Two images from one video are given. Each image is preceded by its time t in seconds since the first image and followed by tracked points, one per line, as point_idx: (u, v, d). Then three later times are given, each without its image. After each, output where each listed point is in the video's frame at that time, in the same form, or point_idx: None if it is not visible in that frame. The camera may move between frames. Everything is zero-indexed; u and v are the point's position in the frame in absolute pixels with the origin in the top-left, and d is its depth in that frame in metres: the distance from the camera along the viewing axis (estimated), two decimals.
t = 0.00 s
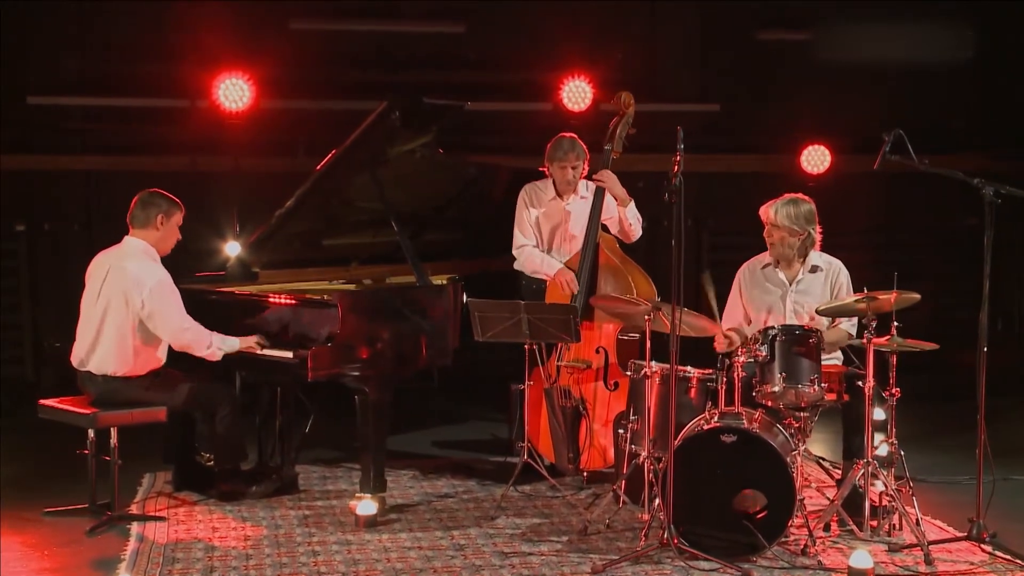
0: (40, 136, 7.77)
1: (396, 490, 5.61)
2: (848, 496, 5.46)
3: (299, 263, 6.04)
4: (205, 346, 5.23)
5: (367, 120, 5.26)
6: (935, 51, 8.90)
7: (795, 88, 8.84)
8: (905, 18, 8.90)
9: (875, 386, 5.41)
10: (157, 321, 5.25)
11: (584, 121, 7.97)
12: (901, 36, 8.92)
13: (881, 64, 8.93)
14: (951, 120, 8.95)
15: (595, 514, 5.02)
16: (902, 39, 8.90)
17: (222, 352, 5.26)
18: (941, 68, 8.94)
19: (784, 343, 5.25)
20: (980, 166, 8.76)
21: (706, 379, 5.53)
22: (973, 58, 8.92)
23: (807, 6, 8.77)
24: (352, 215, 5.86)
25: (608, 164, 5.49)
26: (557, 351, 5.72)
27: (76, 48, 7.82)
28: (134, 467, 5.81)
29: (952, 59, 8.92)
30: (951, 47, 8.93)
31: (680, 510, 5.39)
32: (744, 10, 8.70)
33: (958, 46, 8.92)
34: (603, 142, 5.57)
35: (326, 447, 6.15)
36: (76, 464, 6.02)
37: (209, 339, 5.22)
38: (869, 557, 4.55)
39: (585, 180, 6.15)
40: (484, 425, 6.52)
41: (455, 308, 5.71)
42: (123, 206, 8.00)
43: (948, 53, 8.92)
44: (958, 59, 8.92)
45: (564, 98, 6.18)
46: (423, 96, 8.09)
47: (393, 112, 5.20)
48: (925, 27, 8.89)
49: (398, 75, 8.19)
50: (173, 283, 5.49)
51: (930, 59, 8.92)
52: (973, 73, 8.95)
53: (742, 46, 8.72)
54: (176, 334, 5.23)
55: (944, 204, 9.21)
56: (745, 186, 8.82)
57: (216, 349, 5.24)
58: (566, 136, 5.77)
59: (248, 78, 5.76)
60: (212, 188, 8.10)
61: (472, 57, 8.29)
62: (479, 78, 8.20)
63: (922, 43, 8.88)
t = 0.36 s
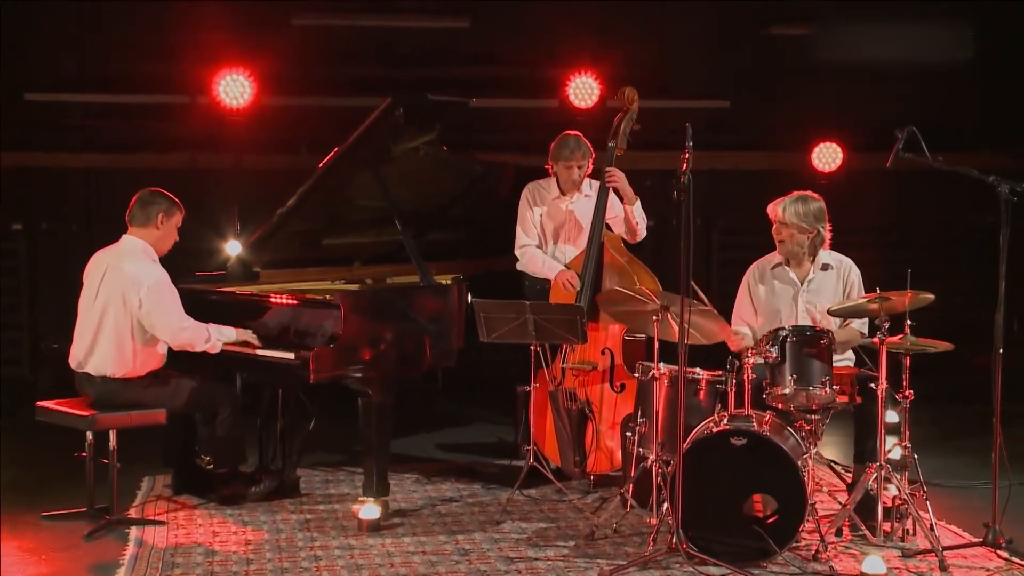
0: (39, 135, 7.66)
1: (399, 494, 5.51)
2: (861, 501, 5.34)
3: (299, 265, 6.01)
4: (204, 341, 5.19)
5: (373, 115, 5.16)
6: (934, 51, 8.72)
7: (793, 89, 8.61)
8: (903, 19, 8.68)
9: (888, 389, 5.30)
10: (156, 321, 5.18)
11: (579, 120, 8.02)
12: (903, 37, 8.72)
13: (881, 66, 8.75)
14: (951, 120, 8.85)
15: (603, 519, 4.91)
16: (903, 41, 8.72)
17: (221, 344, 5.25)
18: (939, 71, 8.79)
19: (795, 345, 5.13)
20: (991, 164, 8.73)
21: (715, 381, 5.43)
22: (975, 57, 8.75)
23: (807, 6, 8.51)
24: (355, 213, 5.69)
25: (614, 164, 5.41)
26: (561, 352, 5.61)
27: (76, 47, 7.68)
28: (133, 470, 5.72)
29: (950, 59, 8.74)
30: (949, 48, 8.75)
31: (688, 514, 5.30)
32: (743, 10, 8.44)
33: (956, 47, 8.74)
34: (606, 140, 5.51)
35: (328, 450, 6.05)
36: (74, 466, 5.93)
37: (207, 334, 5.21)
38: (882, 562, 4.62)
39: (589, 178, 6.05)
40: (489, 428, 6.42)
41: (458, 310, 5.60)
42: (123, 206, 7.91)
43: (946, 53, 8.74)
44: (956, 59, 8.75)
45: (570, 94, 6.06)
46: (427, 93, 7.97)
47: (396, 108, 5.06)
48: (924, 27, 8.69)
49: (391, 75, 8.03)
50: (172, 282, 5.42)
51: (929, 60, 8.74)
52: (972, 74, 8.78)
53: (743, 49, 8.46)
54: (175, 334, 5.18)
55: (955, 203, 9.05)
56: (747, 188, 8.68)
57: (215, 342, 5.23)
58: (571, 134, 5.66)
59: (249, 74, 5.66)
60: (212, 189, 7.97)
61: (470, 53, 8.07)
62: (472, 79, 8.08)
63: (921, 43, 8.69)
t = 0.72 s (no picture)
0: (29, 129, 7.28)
1: (401, 501, 5.34)
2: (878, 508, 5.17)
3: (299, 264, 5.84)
4: (198, 342, 5.03)
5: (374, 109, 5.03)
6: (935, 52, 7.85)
7: (792, 90, 7.88)
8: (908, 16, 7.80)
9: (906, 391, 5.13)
10: (150, 321, 5.02)
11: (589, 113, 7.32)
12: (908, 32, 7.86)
13: (881, 68, 7.94)
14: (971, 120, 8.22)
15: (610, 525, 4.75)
16: (913, 39, 7.86)
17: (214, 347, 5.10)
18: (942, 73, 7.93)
19: (809, 347, 4.98)
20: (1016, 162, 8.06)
21: (727, 385, 5.27)
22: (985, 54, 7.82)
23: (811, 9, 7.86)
24: (355, 211, 5.53)
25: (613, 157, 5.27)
26: (565, 355, 5.44)
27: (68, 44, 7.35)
28: (126, 476, 5.55)
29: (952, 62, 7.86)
30: (950, 46, 7.87)
31: (699, 521, 5.13)
32: (740, 8, 7.70)
33: (957, 45, 7.86)
34: (607, 136, 5.30)
35: (327, 455, 5.88)
36: (66, 473, 5.75)
37: (202, 336, 5.05)
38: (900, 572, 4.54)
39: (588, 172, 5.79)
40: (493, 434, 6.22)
41: (464, 311, 5.39)
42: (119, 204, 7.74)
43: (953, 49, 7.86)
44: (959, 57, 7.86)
45: (577, 88, 5.91)
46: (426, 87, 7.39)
47: (398, 103, 4.94)
48: (926, 26, 7.82)
49: (355, 79, 7.44)
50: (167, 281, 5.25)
51: (928, 61, 7.88)
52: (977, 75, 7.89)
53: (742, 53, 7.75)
54: (170, 333, 4.99)
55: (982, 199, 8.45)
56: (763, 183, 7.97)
57: (208, 344, 5.08)
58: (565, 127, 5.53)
59: (246, 67, 5.50)
60: (206, 184, 7.51)
61: (480, 48, 7.49)
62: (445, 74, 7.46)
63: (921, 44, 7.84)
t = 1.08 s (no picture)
0: (25, 126, 7.18)
1: (404, 509, 5.15)
2: (901, 517, 4.95)
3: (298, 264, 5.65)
4: (189, 345, 4.85)
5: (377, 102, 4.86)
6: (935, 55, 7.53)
7: (796, 92, 7.53)
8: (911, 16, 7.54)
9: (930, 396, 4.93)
10: (143, 321, 4.84)
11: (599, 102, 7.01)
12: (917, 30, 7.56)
13: (882, 69, 7.59)
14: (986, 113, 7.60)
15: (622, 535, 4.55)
16: (913, 38, 7.55)
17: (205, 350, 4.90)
18: (940, 76, 7.57)
19: (829, 349, 4.80)
20: None
21: (743, 388, 5.07)
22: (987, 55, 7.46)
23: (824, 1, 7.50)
24: (356, 209, 5.34)
25: (615, 152, 4.99)
26: (571, 358, 5.19)
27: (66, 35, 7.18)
28: (120, 482, 5.36)
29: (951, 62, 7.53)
30: (948, 50, 7.54)
31: (714, 531, 4.95)
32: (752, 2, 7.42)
33: (953, 46, 7.52)
34: (609, 131, 5.03)
35: (328, 461, 5.69)
36: (58, 480, 5.56)
37: (193, 337, 4.86)
38: None
39: (589, 168, 5.56)
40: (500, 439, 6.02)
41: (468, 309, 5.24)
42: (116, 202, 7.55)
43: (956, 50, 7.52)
44: (957, 60, 7.51)
45: (586, 81, 5.71)
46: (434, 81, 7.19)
47: (401, 96, 4.76)
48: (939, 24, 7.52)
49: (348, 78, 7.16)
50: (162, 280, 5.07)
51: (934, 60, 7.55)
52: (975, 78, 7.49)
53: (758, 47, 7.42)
54: (161, 336, 4.83)
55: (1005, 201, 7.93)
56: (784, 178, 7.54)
57: (200, 347, 4.89)
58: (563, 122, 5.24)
59: (245, 60, 5.32)
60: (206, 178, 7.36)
61: (486, 40, 7.29)
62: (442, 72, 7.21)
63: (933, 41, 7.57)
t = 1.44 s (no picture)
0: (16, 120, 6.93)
1: (406, 519, 4.92)
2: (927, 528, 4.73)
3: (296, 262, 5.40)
4: (186, 347, 4.64)
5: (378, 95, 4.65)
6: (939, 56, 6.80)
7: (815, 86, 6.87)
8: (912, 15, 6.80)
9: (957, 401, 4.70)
10: (136, 321, 4.63)
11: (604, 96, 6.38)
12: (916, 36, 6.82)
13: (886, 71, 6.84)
14: None
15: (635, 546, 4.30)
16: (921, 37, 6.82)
17: (204, 353, 4.68)
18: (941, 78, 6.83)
19: (852, 352, 4.56)
20: None
21: (761, 393, 4.82)
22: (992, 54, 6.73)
23: None
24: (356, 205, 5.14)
25: (623, 144, 4.77)
26: (579, 361, 4.97)
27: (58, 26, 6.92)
28: (110, 491, 5.14)
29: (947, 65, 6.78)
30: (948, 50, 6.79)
31: (731, 543, 4.72)
32: None
33: (953, 46, 6.78)
34: (616, 124, 4.78)
35: (328, 469, 5.45)
36: (46, 490, 5.33)
37: (191, 340, 4.65)
38: None
39: (595, 161, 5.27)
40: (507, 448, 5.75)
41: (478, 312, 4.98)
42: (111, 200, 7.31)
43: (950, 50, 6.79)
44: (957, 61, 6.77)
45: (597, 71, 5.61)
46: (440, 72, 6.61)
47: (404, 87, 4.59)
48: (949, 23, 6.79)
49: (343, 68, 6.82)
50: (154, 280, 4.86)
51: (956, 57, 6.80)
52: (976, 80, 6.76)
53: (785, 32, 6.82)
54: (157, 335, 4.63)
55: None
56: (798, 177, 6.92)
57: (198, 350, 4.67)
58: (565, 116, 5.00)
59: (238, 48, 5.27)
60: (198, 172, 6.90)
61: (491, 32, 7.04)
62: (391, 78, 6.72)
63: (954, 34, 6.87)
